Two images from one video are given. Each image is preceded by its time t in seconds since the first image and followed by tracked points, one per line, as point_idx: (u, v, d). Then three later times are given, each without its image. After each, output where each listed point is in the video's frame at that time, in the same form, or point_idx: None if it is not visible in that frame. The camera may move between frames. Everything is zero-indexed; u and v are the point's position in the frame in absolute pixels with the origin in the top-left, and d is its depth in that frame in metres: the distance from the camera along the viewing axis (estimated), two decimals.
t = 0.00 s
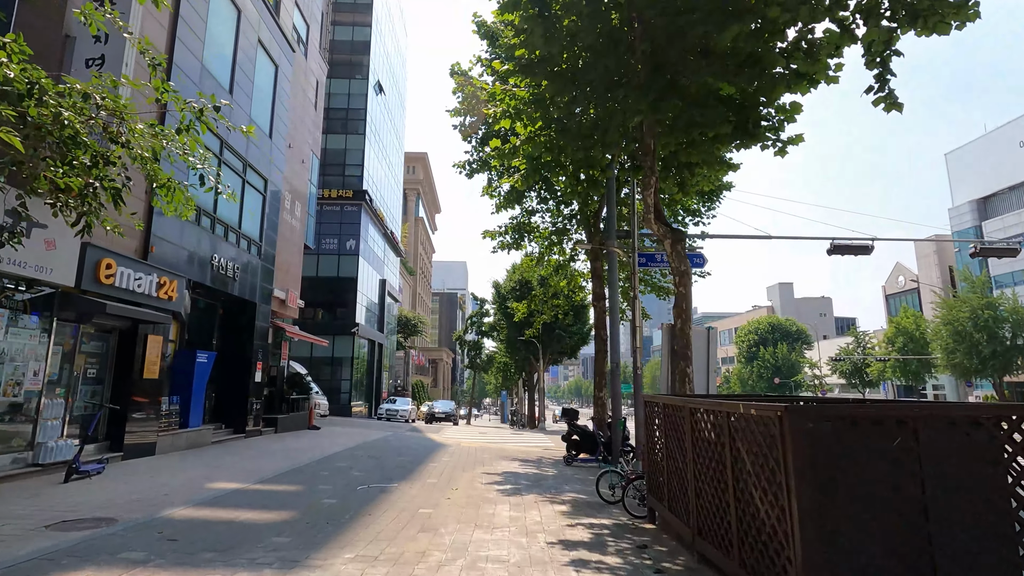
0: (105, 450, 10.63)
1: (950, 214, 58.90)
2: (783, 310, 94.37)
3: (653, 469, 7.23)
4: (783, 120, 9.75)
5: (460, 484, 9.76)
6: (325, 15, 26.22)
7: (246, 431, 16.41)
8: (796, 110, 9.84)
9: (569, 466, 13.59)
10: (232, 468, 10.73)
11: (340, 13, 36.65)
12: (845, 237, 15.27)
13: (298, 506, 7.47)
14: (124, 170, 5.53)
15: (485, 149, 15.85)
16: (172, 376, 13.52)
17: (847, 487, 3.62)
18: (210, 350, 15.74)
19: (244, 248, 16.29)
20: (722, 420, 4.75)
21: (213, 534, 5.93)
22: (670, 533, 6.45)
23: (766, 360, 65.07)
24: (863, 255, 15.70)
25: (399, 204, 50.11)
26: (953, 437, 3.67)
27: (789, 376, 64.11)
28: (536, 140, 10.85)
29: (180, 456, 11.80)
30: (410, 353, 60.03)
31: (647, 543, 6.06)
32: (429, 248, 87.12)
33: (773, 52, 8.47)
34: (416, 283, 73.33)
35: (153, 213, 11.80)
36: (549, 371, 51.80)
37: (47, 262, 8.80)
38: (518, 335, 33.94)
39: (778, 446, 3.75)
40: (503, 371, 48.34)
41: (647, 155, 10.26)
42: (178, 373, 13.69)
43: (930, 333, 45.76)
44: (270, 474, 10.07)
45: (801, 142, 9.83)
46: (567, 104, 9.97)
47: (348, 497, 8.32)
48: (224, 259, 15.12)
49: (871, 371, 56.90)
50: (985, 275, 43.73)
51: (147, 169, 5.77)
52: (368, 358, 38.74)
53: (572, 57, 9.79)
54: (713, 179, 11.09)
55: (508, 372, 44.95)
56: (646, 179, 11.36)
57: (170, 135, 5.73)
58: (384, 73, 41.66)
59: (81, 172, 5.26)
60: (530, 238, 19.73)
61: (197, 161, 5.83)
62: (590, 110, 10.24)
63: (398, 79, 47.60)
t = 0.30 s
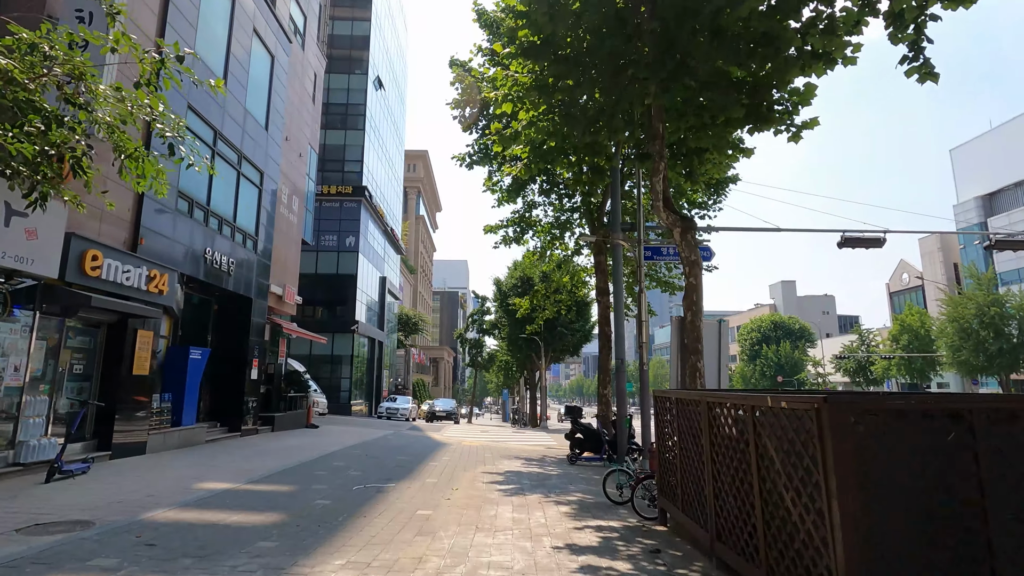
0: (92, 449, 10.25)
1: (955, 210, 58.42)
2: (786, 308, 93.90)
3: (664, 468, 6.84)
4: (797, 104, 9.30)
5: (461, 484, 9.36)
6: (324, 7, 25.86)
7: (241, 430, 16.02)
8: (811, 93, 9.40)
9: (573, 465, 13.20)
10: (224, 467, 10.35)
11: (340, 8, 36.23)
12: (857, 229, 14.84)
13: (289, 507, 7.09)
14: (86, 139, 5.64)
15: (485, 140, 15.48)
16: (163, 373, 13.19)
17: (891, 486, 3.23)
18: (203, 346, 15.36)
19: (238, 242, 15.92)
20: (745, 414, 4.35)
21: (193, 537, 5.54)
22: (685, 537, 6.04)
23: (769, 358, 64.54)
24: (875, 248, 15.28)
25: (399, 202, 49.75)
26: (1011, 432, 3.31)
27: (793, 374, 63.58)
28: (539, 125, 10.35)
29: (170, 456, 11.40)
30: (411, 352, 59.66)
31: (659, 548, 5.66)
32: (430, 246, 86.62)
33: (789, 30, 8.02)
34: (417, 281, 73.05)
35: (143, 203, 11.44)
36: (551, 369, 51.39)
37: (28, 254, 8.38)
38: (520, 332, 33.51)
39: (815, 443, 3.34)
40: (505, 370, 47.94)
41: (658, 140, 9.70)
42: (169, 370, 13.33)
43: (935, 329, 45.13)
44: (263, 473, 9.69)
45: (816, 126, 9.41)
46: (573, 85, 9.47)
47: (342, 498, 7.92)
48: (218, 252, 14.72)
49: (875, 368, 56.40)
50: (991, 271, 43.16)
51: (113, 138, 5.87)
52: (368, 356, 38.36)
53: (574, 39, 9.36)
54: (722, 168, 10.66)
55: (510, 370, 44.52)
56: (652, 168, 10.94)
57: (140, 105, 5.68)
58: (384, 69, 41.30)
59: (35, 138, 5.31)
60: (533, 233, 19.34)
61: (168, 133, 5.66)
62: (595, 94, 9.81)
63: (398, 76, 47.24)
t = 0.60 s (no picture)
0: (74, 455, 9.79)
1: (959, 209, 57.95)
2: (788, 308, 93.40)
3: (677, 478, 6.36)
4: (814, 91, 8.78)
5: (460, 492, 8.90)
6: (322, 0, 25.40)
7: (235, 433, 15.56)
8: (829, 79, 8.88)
9: (577, 469, 12.72)
10: (213, 474, 9.90)
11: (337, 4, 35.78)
12: (869, 225, 14.33)
13: (276, 520, 6.63)
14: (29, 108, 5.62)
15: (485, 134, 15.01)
16: (153, 377, 12.86)
17: (958, 510, 2.80)
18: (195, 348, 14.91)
19: (231, 240, 15.46)
20: (776, 423, 3.90)
21: (167, 557, 5.07)
22: (704, 555, 5.55)
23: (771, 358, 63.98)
24: (888, 244, 14.76)
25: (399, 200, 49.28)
26: None
27: (795, 374, 63.00)
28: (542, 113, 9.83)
29: (157, 462, 10.94)
30: (411, 352, 59.19)
31: (676, 568, 5.19)
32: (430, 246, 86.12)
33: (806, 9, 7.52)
34: (417, 281, 72.64)
35: (128, 198, 10.98)
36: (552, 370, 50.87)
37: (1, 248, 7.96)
38: (521, 333, 33.11)
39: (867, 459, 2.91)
40: (505, 370, 47.45)
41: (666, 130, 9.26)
42: (158, 372, 12.92)
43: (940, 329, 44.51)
44: (253, 481, 9.22)
45: (834, 114, 8.89)
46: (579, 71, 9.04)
47: (334, 508, 7.46)
48: (209, 250, 14.26)
49: (879, 368, 55.81)
50: (997, 270, 42.52)
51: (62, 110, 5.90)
52: (367, 357, 37.88)
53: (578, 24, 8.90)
54: (733, 160, 10.18)
55: (510, 371, 44.01)
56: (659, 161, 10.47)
57: (88, 74, 5.88)
58: (383, 66, 40.83)
59: None
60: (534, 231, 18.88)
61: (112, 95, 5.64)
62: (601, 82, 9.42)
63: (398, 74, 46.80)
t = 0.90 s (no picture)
0: (56, 456, 9.32)
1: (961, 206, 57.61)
2: (789, 306, 93.07)
3: (694, 481, 5.90)
4: (833, 72, 8.25)
5: (461, 495, 8.45)
6: None
7: (228, 433, 15.08)
8: (849, 61, 8.42)
9: (581, 470, 12.27)
10: (201, 476, 9.44)
11: None
12: (882, 218, 13.90)
13: (263, 527, 6.17)
14: None
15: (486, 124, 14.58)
16: (142, 372, 12.46)
17: None
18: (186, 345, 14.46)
19: (224, 233, 14.99)
20: (817, 421, 3.46)
21: (139, 568, 4.61)
22: (727, 565, 5.09)
23: (772, 356, 63.49)
24: (901, 238, 14.35)
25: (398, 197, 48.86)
26: None
27: (797, 373, 62.54)
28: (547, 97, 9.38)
29: (143, 463, 10.47)
30: (410, 351, 58.75)
31: None
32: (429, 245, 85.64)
33: None
34: (416, 280, 72.27)
35: (113, 188, 10.53)
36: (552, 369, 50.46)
37: None
38: (521, 330, 32.33)
39: (941, 465, 2.48)
40: (506, 369, 47.04)
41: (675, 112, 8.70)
42: (148, 368, 12.49)
43: (944, 327, 44.06)
44: (243, 483, 8.76)
45: (853, 97, 8.35)
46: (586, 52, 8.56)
47: (327, 513, 7.01)
48: (201, 243, 13.79)
49: (882, 367, 55.34)
50: (1002, 268, 42.12)
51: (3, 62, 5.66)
52: (365, 356, 37.40)
53: None
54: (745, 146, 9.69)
55: (510, 369, 43.59)
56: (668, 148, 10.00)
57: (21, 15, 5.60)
58: (382, 61, 40.38)
59: None
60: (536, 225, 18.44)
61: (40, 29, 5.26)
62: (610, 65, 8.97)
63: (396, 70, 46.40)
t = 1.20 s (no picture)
0: (35, 460, 8.87)
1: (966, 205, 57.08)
2: (791, 306, 92.52)
3: (715, 489, 5.46)
4: (857, 53, 7.76)
5: (462, 502, 8.00)
6: None
7: (222, 435, 14.64)
8: (872, 43, 7.93)
9: (586, 473, 11.82)
10: (188, 480, 8.98)
11: None
12: (896, 213, 13.44)
13: (248, 538, 5.73)
14: None
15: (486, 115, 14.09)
16: (128, 377, 12.00)
17: None
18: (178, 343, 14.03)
19: (216, 228, 14.53)
20: (868, 427, 3.06)
21: None
22: None
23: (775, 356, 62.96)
24: (915, 233, 13.89)
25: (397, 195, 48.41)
26: None
27: (800, 373, 61.96)
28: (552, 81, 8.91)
29: (129, 466, 10.03)
30: (410, 351, 58.27)
31: None
32: (430, 244, 85.12)
33: None
34: (416, 279, 71.81)
35: (98, 179, 10.07)
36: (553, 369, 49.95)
37: None
38: (523, 329, 31.91)
39: None
40: (506, 369, 46.53)
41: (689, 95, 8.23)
42: (134, 372, 12.04)
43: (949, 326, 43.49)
44: (232, 489, 8.32)
45: (875, 82, 7.88)
46: (594, 33, 8.11)
47: (318, 522, 6.55)
48: (193, 239, 13.36)
49: (885, 367, 54.78)
50: (1008, 267, 41.56)
51: None
52: (364, 355, 36.93)
53: None
54: (760, 134, 9.21)
55: (510, 369, 43.13)
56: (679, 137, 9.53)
57: None
58: (382, 57, 39.92)
59: None
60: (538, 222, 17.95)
61: None
62: (616, 46, 8.54)
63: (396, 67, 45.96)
